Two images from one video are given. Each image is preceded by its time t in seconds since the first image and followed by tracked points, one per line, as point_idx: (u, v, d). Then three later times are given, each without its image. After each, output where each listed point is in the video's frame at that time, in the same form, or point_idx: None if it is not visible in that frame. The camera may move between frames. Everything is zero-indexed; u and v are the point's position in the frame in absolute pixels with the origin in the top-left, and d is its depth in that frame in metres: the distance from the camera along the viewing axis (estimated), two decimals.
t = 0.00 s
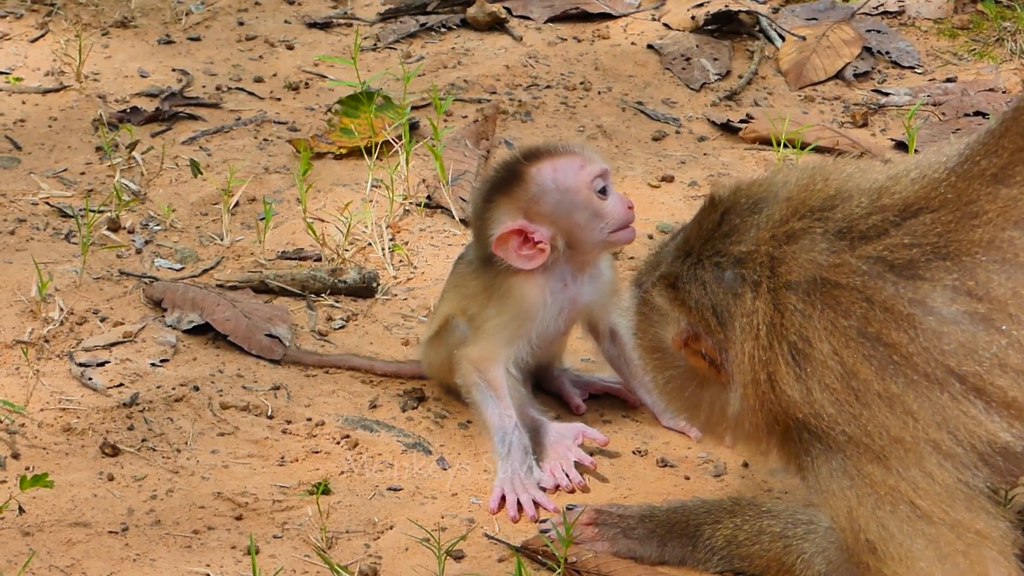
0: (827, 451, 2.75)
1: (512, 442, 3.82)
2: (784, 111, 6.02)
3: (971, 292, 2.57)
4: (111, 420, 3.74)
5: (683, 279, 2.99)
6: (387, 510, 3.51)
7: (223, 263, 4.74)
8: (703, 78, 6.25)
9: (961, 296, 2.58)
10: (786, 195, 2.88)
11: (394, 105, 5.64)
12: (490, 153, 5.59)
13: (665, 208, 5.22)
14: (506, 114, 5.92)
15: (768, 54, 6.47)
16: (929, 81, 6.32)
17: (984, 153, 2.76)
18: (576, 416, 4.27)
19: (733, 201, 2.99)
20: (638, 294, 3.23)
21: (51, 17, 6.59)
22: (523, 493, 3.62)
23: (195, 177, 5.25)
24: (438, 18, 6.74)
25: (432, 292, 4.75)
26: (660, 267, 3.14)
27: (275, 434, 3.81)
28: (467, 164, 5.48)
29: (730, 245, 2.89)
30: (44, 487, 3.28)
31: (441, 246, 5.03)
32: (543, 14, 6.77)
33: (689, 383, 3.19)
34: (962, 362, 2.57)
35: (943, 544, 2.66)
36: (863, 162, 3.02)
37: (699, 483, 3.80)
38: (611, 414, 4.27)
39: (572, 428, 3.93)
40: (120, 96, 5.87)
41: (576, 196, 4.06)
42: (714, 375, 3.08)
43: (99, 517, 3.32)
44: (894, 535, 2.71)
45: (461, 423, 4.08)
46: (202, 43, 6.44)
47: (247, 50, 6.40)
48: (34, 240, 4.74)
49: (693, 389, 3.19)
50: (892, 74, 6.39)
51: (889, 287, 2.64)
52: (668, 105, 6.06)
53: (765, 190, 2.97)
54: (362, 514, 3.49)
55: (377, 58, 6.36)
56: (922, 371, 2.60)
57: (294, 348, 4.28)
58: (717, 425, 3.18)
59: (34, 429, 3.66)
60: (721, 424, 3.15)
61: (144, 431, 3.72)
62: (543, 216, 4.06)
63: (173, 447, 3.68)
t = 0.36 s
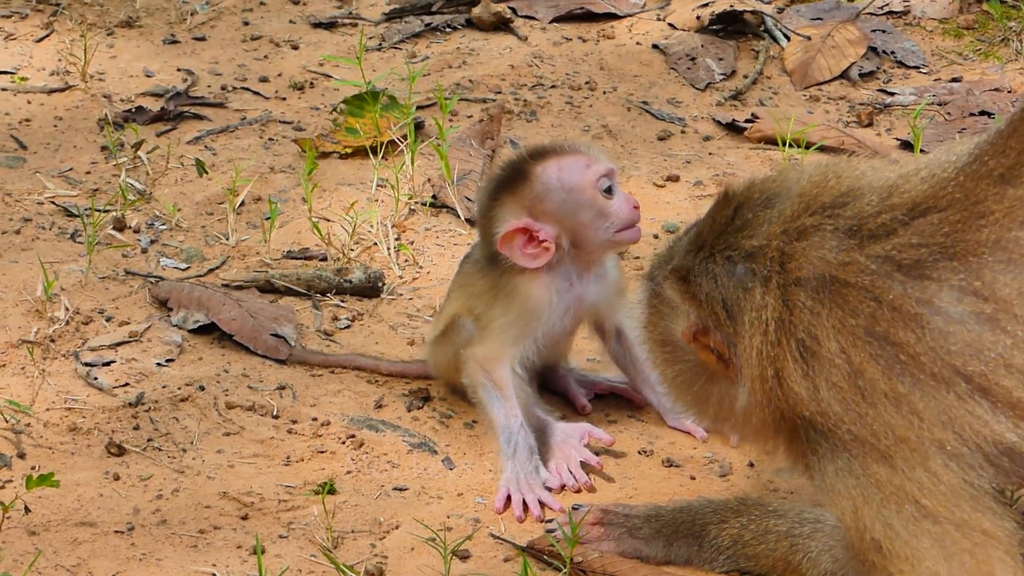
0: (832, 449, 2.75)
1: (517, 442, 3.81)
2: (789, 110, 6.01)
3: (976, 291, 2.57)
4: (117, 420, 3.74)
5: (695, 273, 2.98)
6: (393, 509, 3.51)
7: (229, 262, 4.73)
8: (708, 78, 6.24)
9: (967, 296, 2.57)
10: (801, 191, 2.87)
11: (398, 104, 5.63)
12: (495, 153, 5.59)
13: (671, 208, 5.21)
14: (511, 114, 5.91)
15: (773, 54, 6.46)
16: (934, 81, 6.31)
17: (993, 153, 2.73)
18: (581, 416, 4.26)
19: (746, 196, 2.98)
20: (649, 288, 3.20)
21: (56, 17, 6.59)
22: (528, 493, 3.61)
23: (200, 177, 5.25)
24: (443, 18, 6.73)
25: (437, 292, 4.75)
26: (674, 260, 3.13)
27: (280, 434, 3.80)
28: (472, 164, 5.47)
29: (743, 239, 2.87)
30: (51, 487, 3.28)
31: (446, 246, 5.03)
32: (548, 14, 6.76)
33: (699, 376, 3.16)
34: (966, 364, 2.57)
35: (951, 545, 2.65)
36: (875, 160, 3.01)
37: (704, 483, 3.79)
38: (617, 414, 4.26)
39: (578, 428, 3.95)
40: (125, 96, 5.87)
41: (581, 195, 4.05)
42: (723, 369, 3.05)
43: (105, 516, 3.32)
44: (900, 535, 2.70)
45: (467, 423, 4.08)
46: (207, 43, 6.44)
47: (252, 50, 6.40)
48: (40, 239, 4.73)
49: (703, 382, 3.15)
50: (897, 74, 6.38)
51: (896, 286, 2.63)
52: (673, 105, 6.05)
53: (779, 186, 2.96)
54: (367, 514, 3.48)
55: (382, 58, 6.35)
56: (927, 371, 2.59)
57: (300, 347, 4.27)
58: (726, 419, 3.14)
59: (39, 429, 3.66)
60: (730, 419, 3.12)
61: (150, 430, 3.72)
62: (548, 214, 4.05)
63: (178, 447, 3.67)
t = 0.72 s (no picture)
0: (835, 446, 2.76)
1: (519, 441, 3.81)
2: (791, 110, 6.00)
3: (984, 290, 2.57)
4: (118, 418, 3.74)
5: (703, 264, 2.95)
6: (395, 508, 3.51)
7: (230, 261, 4.73)
8: (710, 77, 6.24)
9: (976, 296, 2.57)
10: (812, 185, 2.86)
11: (400, 104, 5.59)
12: (497, 152, 5.59)
13: (673, 207, 5.21)
14: (513, 113, 5.91)
15: (775, 54, 6.45)
16: (936, 80, 6.31)
17: (1004, 152, 2.73)
18: (583, 415, 4.26)
19: (756, 189, 2.96)
20: (653, 280, 3.17)
21: (59, 16, 6.59)
22: (530, 492, 3.62)
23: (202, 175, 5.25)
24: (446, 18, 6.73)
25: (439, 291, 4.75)
26: (679, 252, 3.10)
27: (281, 433, 3.81)
28: (474, 163, 5.47)
29: (751, 231, 2.86)
30: (51, 485, 3.28)
31: (448, 245, 5.03)
32: (551, 13, 6.76)
33: (704, 368, 3.12)
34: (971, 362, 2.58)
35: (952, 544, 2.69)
36: (881, 157, 3.00)
37: (706, 482, 3.79)
38: (619, 412, 4.26)
39: (580, 427, 3.96)
40: (128, 94, 5.87)
41: (578, 194, 4.04)
42: (730, 361, 3.02)
43: (106, 515, 3.32)
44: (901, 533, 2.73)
45: (468, 422, 4.08)
46: (209, 42, 6.44)
47: (254, 49, 6.40)
48: (41, 238, 4.74)
49: (708, 375, 3.11)
50: (899, 74, 6.38)
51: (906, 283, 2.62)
52: (675, 104, 6.05)
53: (788, 179, 2.94)
54: (368, 513, 3.48)
55: (384, 58, 6.35)
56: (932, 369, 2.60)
57: (301, 347, 4.27)
58: (730, 412, 3.11)
59: (41, 427, 3.66)
60: (734, 412, 3.09)
61: (151, 429, 3.72)
62: (546, 213, 4.06)
63: (179, 446, 3.67)
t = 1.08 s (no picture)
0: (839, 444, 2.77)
1: (516, 441, 3.81)
2: (789, 112, 6.01)
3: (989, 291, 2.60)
4: (115, 417, 3.74)
5: (717, 253, 2.95)
6: (391, 508, 3.51)
7: (228, 260, 4.73)
8: (709, 79, 6.24)
9: (982, 296, 2.60)
10: (828, 178, 2.89)
11: (399, 104, 5.64)
12: (496, 152, 5.59)
13: (671, 208, 5.22)
14: (512, 114, 5.91)
15: (774, 56, 6.46)
16: (935, 83, 6.31)
17: (1015, 154, 2.78)
18: (580, 416, 4.26)
19: (773, 180, 2.97)
20: (664, 268, 3.17)
21: (57, 14, 6.59)
22: (527, 492, 3.62)
23: (200, 174, 5.25)
24: (445, 18, 6.73)
25: (436, 291, 4.75)
26: (691, 240, 3.10)
27: (278, 432, 3.81)
28: (472, 164, 5.47)
29: (767, 221, 2.86)
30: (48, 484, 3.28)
31: (446, 245, 5.03)
32: (550, 14, 6.76)
33: (709, 358, 3.10)
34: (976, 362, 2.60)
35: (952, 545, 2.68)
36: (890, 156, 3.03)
37: (702, 484, 3.79)
38: (616, 414, 4.26)
39: (577, 428, 3.96)
40: (126, 93, 5.87)
41: (575, 196, 4.04)
42: (737, 352, 3.00)
43: (102, 513, 3.32)
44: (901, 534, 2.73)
45: (465, 422, 4.07)
46: (208, 41, 6.44)
47: (253, 48, 6.40)
48: (39, 236, 4.74)
49: (713, 365, 3.09)
50: (898, 76, 6.38)
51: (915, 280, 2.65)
52: (674, 106, 6.05)
53: (805, 172, 2.97)
54: (364, 512, 3.48)
55: (383, 57, 6.35)
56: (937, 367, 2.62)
57: (298, 346, 4.27)
58: (734, 404, 3.08)
59: (37, 425, 3.66)
60: (739, 404, 3.05)
61: (148, 428, 3.72)
62: (543, 215, 4.06)
63: (176, 445, 3.67)
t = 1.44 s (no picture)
0: (805, 318, 2.94)
1: (499, 442, 3.84)
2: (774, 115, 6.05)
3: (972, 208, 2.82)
4: (97, 416, 3.75)
5: (726, 90, 3.09)
6: (373, 508, 3.52)
7: (212, 259, 4.74)
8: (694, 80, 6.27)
9: (953, 207, 2.82)
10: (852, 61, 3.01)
11: (383, 103, 5.70)
12: (480, 153, 5.61)
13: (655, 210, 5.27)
14: (497, 114, 5.93)
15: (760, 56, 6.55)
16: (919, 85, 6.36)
17: (1018, 78, 2.90)
18: (563, 416, 4.29)
19: (796, 41, 3.09)
20: (662, 93, 3.32)
21: (43, 12, 6.59)
22: (508, 492, 3.64)
23: (185, 173, 5.25)
24: (431, 18, 6.74)
25: (420, 291, 4.76)
26: (699, 73, 3.23)
27: (260, 432, 3.82)
28: (457, 164, 5.49)
29: (782, 74, 3.01)
30: (30, 483, 3.29)
31: (430, 245, 5.04)
32: (536, 15, 6.78)
33: (685, 188, 3.28)
34: (952, 267, 2.82)
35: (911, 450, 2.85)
36: (916, 51, 3.14)
37: (683, 484, 3.81)
38: (598, 415, 4.28)
39: (559, 429, 3.98)
40: (112, 91, 5.87)
41: (559, 196, 4.07)
42: (715, 187, 3.18)
43: (84, 512, 3.34)
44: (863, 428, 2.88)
45: (448, 423, 4.09)
46: (194, 40, 6.44)
47: (239, 48, 6.40)
48: (23, 234, 4.74)
49: (688, 198, 3.28)
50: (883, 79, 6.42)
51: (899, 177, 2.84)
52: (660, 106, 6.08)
53: (828, 41, 3.08)
54: (346, 512, 3.50)
55: (368, 57, 6.36)
56: (910, 264, 2.83)
57: (281, 346, 4.28)
58: (704, 241, 3.30)
59: (20, 424, 3.67)
60: (712, 242, 3.27)
61: (130, 427, 3.73)
62: (527, 215, 4.08)
63: (158, 444, 3.68)
